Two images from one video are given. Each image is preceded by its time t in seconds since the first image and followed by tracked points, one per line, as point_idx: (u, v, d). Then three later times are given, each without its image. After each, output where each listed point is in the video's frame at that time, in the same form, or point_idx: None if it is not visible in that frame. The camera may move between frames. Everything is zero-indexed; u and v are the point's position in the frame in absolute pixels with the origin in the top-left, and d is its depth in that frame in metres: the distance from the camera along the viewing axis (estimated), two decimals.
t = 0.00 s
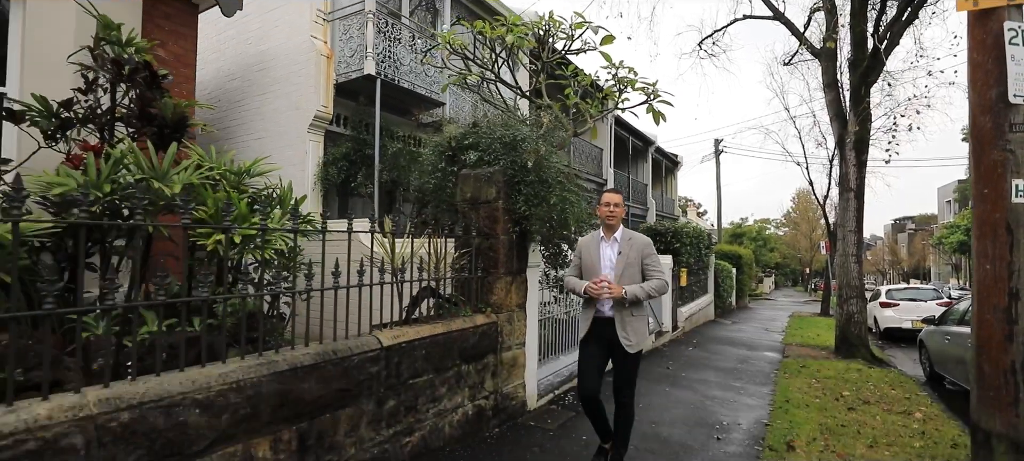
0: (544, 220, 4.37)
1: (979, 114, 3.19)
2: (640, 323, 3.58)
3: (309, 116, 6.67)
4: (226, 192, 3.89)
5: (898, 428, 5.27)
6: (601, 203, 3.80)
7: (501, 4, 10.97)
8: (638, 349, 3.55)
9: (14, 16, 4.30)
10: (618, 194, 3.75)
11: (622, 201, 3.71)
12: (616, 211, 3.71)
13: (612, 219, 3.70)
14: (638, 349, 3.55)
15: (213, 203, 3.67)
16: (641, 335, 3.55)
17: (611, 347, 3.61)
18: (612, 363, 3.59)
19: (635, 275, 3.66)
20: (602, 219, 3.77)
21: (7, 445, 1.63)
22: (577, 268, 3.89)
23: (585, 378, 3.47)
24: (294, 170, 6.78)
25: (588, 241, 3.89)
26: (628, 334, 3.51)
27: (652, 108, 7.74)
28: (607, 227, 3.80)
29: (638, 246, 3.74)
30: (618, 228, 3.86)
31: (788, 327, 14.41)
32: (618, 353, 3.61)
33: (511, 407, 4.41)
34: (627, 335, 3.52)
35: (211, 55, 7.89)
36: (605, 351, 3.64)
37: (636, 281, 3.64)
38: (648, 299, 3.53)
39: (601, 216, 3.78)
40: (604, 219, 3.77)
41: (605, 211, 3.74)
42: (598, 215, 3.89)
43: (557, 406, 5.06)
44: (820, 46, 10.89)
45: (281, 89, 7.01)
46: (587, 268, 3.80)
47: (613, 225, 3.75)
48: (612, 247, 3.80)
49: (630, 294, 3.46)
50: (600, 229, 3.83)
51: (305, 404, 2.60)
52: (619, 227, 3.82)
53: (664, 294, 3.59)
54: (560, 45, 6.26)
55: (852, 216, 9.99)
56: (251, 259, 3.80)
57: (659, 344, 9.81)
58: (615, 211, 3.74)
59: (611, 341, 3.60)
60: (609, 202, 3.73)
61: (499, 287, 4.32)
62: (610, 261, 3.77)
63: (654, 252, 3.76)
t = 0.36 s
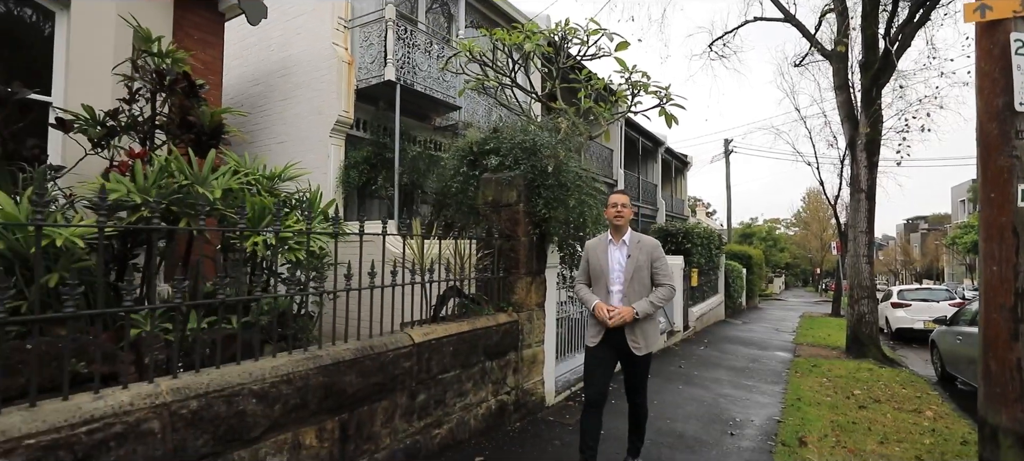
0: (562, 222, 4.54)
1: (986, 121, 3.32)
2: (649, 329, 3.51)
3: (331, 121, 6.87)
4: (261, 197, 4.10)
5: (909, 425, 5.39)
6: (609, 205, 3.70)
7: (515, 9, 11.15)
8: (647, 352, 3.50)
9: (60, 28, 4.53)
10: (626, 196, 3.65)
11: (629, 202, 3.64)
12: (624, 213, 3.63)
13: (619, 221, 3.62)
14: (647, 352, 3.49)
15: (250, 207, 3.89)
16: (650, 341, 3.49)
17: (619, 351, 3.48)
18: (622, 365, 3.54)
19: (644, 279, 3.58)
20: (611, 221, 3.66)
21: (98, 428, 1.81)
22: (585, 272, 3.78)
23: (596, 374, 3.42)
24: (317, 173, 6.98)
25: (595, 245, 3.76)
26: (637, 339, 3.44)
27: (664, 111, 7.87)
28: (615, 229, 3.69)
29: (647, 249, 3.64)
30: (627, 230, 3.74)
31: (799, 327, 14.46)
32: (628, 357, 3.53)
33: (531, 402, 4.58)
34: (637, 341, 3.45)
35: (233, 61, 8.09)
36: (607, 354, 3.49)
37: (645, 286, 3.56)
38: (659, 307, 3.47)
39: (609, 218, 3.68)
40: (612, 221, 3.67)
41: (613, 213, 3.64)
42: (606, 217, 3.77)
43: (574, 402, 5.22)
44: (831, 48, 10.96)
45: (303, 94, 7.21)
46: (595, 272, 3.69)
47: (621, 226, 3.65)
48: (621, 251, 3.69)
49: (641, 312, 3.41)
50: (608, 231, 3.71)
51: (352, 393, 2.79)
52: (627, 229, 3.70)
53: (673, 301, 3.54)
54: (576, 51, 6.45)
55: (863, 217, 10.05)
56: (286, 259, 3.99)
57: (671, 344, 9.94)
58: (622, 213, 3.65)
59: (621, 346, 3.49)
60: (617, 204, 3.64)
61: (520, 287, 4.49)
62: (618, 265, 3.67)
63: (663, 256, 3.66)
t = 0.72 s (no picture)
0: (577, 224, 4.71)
1: (989, 128, 3.44)
2: (641, 323, 3.51)
3: (350, 125, 7.06)
4: (289, 201, 4.29)
5: (917, 423, 5.50)
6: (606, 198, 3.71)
7: (526, 13, 11.31)
8: (640, 348, 3.48)
9: (98, 43, 4.81)
10: (623, 188, 3.66)
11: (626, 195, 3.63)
12: (620, 205, 3.62)
13: (616, 214, 3.60)
14: (641, 348, 3.46)
15: (280, 210, 4.07)
16: (643, 336, 3.48)
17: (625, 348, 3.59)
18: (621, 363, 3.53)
19: (639, 273, 3.57)
20: (607, 213, 3.66)
21: (164, 415, 1.99)
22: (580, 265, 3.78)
23: (605, 370, 3.52)
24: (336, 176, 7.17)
25: (590, 238, 3.78)
26: (630, 334, 3.43)
27: (674, 114, 8.02)
28: (611, 222, 3.69)
29: (642, 243, 3.65)
30: (623, 224, 3.75)
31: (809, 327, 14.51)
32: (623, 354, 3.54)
33: (547, 398, 4.74)
34: (629, 335, 3.44)
35: (253, 68, 8.31)
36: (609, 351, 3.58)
37: (639, 279, 3.55)
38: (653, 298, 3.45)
39: (605, 211, 3.67)
40: (608, 214, 3.67)
41: (610, 206, 3.64)
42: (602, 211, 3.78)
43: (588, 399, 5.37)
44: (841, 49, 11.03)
45: (322, 100, 7.41)
46: (588, 265, 3.70)
47: (617, 219, 3.65)
48: (616, 244, 3.70)
49: (635, 292, 3.35)
50: (604, 224, 3.72)
51: (383, 387, 2.95)
52: (623, 222, 3.71)
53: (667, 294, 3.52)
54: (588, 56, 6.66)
55: (873, 217, 10.11)
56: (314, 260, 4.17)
57: (682, 343, 10.06)
58: (619, 207, 3.63)
59: (616, 341, 3.54)
60: (614, 197, 3.63)
61: (537, 287, 4.65)
62: (613, 258, 3.67)
63: (658, 249, 3.66)
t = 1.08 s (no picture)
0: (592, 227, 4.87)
1: (995, 134, 3.55)
2: (643, 324, 3.42)
3: (369, 130, 7.24)
4: (316, 205, 4.48)
5: (927, 422, 5.59)
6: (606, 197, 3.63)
7: (538, 17, 11.46)
8: (643, 349, 3.39)
9: (132, 53, 5.10)
10: (624, 187, 3.56)
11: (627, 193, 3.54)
12: (621, 204, 3.52)
13: (616, 213, 3.51)
14: (643, 349, 3.38)
15: (308, 213, 4.26)
16: (645, 336, 3.40)
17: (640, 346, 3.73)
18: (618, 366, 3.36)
19: (640, 273, 3.47)
20: (607, 213, 3.56)
21: (221, 404, 2.17)
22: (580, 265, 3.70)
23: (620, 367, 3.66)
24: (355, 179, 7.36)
25: (591, 238, 3.70)
26: (632, 334, 3.35)
27: (686, 117, 8.13)
28: (611, 221, 3.60)
29: (643, 242, 3.55)
30: (623, 223, 3.66)
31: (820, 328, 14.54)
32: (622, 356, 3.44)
33: (563, 394, 4.90)
34: (631, 336, 3.36)
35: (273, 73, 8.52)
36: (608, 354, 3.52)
37: (641, 280, 3.46)
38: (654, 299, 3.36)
39: (605, 210, 3.58)
40: (608, 213, 3.58)
41: (610, 205, 3.55)
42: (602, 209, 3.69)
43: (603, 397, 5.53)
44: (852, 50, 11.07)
45: (341, 104, 7.61)
46: (588, 265, 3.63)
47: (618, 218, 3.56)
48: (617, 243, 3.61)
49: (636, 293, 3.26)
50: (604, 223, 3.63)
51: (412, 381, 3.12)
52: (623, 221, 3.62)
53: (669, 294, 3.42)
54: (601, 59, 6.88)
55: (884, 218, 10.15)
56: (340, 262, 4.37)
57: (693, 343, 10.18)
58: (620, 205, 3.54)
59: (615, 339, 3.47)
60: (614, 195, 3.54)
61: (553, 287, 4.80)
62: (613, 258, 3.58)
63: (659, 249, 3.57)
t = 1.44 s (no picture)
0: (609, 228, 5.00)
1: (1008, 138, 3.63)
2: (650, 328, 3.47)
3: (389, 133, 7.43)
4: (343, 207, 4.66)
5: (942, 421, 5.65)
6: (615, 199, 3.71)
7: (552, 19, 11.59)
8: (650, 353, 3.45)
9: (167, 62, 5.35)
10: (632, 190, 3.64)
11: (635, 195, 3.62)
12: (628, 205, 3.60)
13: (623, 214, 3.59)
14: (650, 353, 3.43)
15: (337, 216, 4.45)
16: (652, 340, 3.45)
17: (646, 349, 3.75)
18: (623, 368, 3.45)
19: (647, 275, 3.53)
20: (615, 214, 3.66)
21: (271, 394, 2.34)
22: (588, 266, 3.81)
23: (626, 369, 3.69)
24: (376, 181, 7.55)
25: (600, 239, 3.80)
26: (638, 338, 3.41)
27: (700, 119, 8.24)
28: (619, 223, 3.69)
29: (651, 245, 3.61)
30: (632, 225, 3.73)
31: (836, 329, 14.51)
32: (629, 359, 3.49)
33: (582, 391, 5.03)
34: (638, 340, 3.43)
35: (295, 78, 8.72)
36: (615, 355, 3.59)
37: (647, 282, 3.53)
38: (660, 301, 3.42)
39: (614, 212, 3.67)
40: (616, 214, 3.67)
41: (618, 207, 3.63)
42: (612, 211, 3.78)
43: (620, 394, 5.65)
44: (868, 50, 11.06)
45: (362, 108, 7.80)
46: (597, 266, 3.73)
47: (625, 221, 3.64)
48: (625, 245, 3.69)
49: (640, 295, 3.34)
50: (613, 225, 3.72)
51: (441, 375, 3.28)
52: (632, 223, 3.70)
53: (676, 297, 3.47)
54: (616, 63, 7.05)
55: (900, 218, 10.15)
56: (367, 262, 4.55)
57: (707, 342, 10.26)
58: (628, 207, 3.62)
59: (621, 342, 3.53)
60: (622, 197, 3.62)
61: (572, 287, 4.94)
62: (620, 259, 3.67)
63: (668, 251, 3.62)
